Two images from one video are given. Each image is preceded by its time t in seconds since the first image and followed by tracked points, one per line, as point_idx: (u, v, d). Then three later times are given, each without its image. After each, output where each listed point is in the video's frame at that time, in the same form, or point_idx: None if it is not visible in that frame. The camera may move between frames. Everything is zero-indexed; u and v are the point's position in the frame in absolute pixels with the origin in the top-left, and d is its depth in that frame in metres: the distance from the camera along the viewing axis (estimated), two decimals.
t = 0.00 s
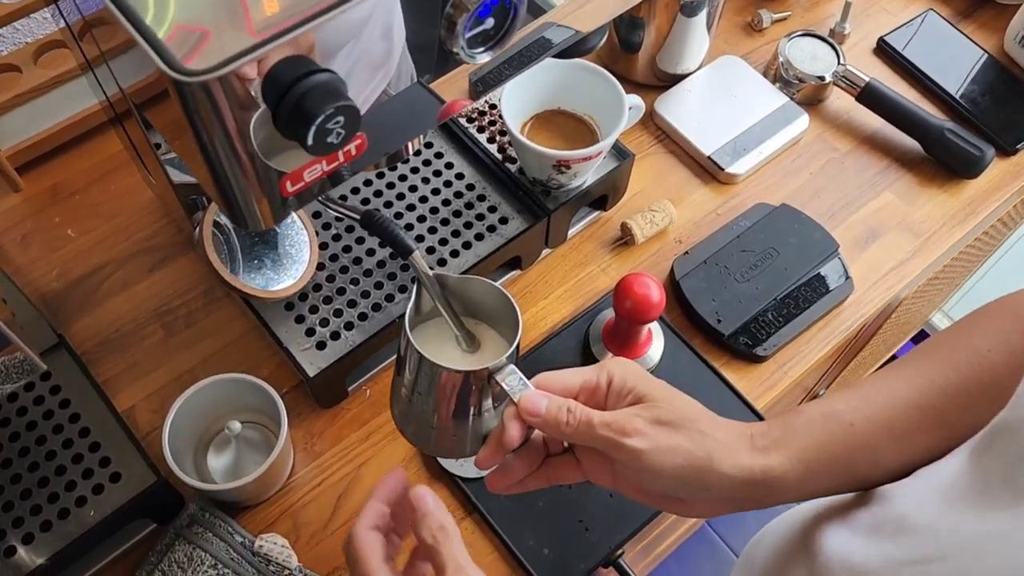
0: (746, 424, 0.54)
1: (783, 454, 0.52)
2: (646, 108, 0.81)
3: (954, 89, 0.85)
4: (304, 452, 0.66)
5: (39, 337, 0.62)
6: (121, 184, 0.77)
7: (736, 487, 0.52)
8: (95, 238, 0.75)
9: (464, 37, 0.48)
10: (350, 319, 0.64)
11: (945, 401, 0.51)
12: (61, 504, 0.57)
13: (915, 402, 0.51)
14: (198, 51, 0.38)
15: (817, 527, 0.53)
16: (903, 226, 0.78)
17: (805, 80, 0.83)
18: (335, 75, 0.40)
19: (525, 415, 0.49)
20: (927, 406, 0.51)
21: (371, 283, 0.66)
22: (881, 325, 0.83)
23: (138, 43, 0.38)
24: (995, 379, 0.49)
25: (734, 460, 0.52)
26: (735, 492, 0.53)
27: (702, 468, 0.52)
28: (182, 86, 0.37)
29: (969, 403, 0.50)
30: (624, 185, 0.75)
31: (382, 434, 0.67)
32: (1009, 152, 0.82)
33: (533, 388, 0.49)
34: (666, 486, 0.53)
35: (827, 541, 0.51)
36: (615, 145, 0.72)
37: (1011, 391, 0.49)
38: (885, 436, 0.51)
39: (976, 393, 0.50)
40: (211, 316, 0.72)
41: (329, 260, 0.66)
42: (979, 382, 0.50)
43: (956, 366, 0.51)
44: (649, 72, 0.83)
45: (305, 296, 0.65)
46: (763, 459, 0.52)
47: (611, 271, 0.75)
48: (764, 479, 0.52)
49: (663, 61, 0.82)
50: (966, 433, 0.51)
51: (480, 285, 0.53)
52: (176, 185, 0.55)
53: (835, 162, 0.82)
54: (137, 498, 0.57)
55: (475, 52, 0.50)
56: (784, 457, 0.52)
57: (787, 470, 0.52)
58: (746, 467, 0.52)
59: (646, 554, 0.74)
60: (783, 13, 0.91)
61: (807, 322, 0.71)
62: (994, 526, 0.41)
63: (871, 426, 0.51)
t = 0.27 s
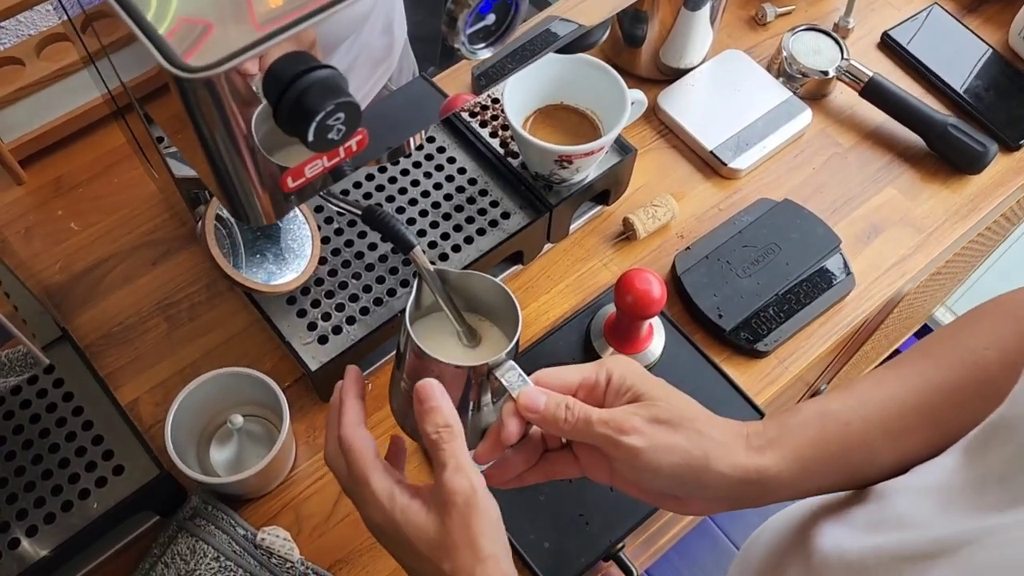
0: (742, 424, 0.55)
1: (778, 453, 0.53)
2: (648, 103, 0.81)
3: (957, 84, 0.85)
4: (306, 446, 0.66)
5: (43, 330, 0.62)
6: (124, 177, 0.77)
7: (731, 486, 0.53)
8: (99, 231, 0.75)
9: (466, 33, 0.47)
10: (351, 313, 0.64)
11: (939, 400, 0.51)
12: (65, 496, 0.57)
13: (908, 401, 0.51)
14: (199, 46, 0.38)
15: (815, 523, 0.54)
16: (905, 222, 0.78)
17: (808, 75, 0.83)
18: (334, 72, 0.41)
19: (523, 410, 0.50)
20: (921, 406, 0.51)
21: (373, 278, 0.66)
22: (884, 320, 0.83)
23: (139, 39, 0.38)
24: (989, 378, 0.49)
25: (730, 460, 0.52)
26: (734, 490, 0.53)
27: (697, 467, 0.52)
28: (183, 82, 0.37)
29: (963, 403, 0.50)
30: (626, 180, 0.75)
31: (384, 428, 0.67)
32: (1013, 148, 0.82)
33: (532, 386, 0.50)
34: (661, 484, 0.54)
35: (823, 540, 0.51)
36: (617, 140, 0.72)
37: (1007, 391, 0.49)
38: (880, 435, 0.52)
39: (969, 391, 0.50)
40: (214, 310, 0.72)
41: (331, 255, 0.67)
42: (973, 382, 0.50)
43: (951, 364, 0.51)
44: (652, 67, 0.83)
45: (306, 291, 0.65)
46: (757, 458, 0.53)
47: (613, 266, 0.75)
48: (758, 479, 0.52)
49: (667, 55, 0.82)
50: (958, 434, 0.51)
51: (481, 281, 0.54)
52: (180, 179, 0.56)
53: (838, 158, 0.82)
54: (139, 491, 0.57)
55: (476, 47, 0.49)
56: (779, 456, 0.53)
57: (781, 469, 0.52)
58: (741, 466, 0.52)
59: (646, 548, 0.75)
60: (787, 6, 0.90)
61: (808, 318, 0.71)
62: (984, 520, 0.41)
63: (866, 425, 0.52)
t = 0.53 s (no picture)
0: (741, 422, 0.55)
1: (777, 450, 0.53)
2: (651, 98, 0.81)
3: (961, 79, 0.85)
4: (307, 440, 0.67)
5: (46, 323, 0.63)
6: (126, 170, 0.77)
7: (731, 484, 0.53)
8: (102, 224, 0.75)
9: (468, 30, 0.48)
10: (353, 308, 0.64)
11: (937, 398, 0.51)
12: (69, 489, 0.58)
13: (906, 399, 0.51)
14: (201, 42, 0.38)
15: (815, 518, 0.54)
16: (907, 217, 0.78)
17: (811, 69, 0.83)
18: (337, 67, 0.41)
19: (524, 406, 0.50)
20: (920, 404, 0.51)
21: (375, 272, 0.66)
22: (886, 315, 0.83)
23: (141, 35, 0.38)
24: (989, 376, 0.49)
25: (729, 457, 0.52)
26: (735, 486, 0.53)
27: (694, 464, 0.52)
28: (185, 77, 0.37)
29: (962, 401, 0.50)
30: (628, 175, 0.75)
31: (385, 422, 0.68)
32: (1016, 143, 0.81)
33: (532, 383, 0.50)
34: (659, 481, 0.54)
35: (823, 534, 0.51)
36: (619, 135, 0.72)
37: (1006, 389, 0.49)
38: (877, 433, 0.52)
39: (967, 388, 0.50)
40: (216, 304, 0.72)
41: (333, 249, 0.67)
42: (970, 382, 0.50)
43: (950, 361, 0.51)
44: (655, 61, 0.83)
45: (308, 285, 0.65)
46: (755, 456, 0.53)
47: (615, 261, 0.75)
48: (756, 476, 0.53)
49: (669, 50, 0.81)
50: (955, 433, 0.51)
51: (482, 275, 0.54)
52: (183, 173, 0.56)
53: (840, 153, 0.82)
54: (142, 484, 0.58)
55: (478, 44, 0.50)
56: (777, 455, 0.53)
57: (778, 467, 0.53)
58: (739, 464, 0.53)
59: (647, 541, 0.75)
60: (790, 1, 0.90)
61: (809, 313, 0.71)
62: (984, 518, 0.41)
63: (865, 423, 0.52)
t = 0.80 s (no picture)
0: (744, 417, 0.55)
1: (778, 446, 0.53)
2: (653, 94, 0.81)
3: (963, 76, 0.85)
4: (310, 434, 0.67)
5: (50, 318, 0.63)
6: (129, 166, 0.77)
7: (732, 479, 0.53)
8: (105, 220, 0.75)
9: (468, 26, 0.48)
10: (355, 303, 0.65)
11: (940, 394, 0.51)
12: (72, 483, 0.58)
13: (909, 396, 0.52)
14: (202, 37, 0.38)
15: (816, 514, 0.54)
16: (909, 214, 0.78)
17: (813, 66, 0.83)
18: (340, 64, 0.41)
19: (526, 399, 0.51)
20: (921, 401, 0.52)
21: (377, 268, 0.66)
22: (887, 312, 0.84)
23: (144, 29, 0.38)
24: (991, 375, 0.50)
25: (731, 452, 0.53)
26: (735, 482, 0.53)
27: (697, 458, 0.53)
28: (189, 74, 0.38)
29: (965, 398, 0.51)
30: (629, 172, 0.75)
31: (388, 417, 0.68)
32: (1018, 140, 0.82)
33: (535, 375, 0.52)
34: (660, 474, 0.54)
35: (825, 531, 0.51)
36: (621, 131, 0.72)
37: (1007, 387, 0.49)
38: (879, 431, 0.52)
39: (970, 386, 0.51)
40: (219, 299, 0.72)
41: (335, 245, 0.67)
42: (973, 378, 0.50)
43: (951, 359, 0.51)
44: (657, 58, 0.83)
45: (311, 281, 0.65)
46: (758, 451, 0.53)
47: (616, 257, 0.75)
48: (758, 472, 0.53)
49: (671, 46, 0.82)
50: (957, 429, 0.51)
51: (484, 270, 0.55)
52: (186, 168, 0.57)
53: (842, 149, 0.82)
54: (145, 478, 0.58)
55: (479, 40, 0.50)
56: (779, 450, 0.53)
57: (781, 462, 0.53)
58: (742, 459, 0.53)
59: (648, 537, 0.75)
60: None
61: (810, 310, 0.71)
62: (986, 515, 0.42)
63: (866, 420, 0.52)
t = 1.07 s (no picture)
0: (745, 414, 0.55)
1: (779, 443, 0.53)
2: (654, 91, 0.81)
3: (965, 73, 0.85)
4: (310, 430, 0.67)
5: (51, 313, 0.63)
6: (131, 162, 0.78)
7: (733, 475, 0.53)
8: (106, 215, 0.75)
9: (470, 23, 0.49)
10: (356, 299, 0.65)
11: (942, 391, 0.52)
12: (73, 478, 0.58)
13: (911, 394, 0.52)
14: (204, 33, 0.38)
15: (817, 511, 0.54)
16: (911, 211, 0.78)
17: (814, 63, 0.83)
18: (341, 60, 0.41)
19: (528, 394, 0.52)
20: (923, 399, 0.52)
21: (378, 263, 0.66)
22: (888, 309, 0.84)
23: (145, 25, 0.38)
24: (994, 373, 0.50)
25: (732, 449, 0.53)
26: (735, 478, 0.54)
27: (698, 454, 0.52)
28: (189, 69, 0.38)
29: (967, 395, 0.51)
30: (630, 168, 0.75)
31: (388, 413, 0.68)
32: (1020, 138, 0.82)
33: (535, 370, 0.54)
34: (661, 470, 0.54)
35: (826, 528, 0.51)
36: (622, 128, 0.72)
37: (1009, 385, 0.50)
38: (880, 428, 0.52)
39: (972, 384, 0.51)
40: (220, 294, 0.73)
41: (336, 241, 0.67)
42: (976, 374, 0.51)
43: (952, 356, 0.52)
44: (658, 55, 0.83)
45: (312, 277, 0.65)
46: (759, 448, 0.53)
47: (617, 254, 0.75)
48: (760, 468, 0.53)
49: (673, 43, 0.82)
50: (959, 425, 0.52)
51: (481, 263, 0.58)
52: (187, 164, 0.57)
53: (843, 146, 0.82)
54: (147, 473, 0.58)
55: (481, 37, 0.51)
56: (780, 446, 0.53)
57: (783, 458, 0.53)
58: (742, 455, 0.53)
59: (648, 533, 0.76)
60: None
61: (811, 307, 0.72)
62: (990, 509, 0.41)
63: (867, 417, 0.52)
